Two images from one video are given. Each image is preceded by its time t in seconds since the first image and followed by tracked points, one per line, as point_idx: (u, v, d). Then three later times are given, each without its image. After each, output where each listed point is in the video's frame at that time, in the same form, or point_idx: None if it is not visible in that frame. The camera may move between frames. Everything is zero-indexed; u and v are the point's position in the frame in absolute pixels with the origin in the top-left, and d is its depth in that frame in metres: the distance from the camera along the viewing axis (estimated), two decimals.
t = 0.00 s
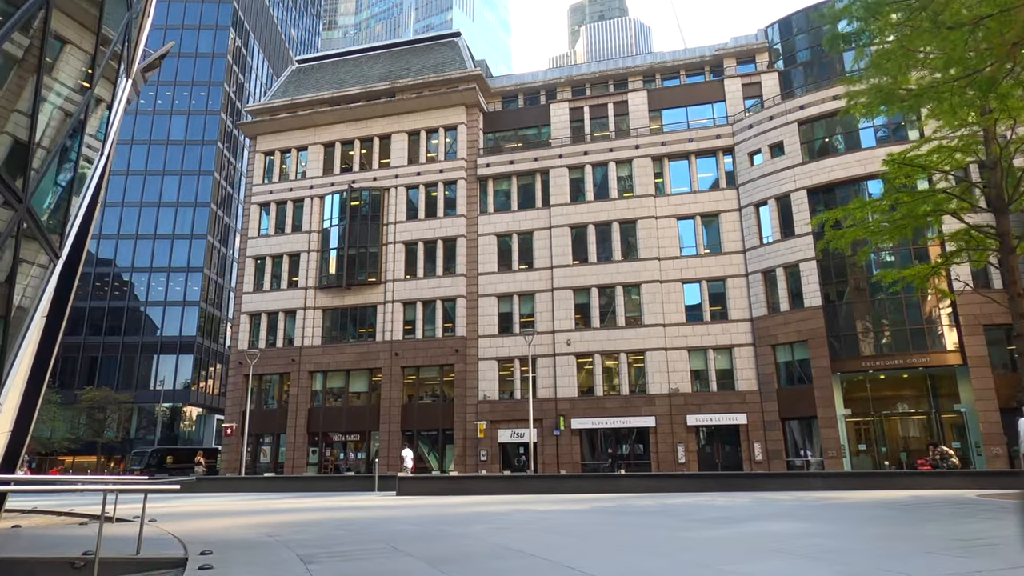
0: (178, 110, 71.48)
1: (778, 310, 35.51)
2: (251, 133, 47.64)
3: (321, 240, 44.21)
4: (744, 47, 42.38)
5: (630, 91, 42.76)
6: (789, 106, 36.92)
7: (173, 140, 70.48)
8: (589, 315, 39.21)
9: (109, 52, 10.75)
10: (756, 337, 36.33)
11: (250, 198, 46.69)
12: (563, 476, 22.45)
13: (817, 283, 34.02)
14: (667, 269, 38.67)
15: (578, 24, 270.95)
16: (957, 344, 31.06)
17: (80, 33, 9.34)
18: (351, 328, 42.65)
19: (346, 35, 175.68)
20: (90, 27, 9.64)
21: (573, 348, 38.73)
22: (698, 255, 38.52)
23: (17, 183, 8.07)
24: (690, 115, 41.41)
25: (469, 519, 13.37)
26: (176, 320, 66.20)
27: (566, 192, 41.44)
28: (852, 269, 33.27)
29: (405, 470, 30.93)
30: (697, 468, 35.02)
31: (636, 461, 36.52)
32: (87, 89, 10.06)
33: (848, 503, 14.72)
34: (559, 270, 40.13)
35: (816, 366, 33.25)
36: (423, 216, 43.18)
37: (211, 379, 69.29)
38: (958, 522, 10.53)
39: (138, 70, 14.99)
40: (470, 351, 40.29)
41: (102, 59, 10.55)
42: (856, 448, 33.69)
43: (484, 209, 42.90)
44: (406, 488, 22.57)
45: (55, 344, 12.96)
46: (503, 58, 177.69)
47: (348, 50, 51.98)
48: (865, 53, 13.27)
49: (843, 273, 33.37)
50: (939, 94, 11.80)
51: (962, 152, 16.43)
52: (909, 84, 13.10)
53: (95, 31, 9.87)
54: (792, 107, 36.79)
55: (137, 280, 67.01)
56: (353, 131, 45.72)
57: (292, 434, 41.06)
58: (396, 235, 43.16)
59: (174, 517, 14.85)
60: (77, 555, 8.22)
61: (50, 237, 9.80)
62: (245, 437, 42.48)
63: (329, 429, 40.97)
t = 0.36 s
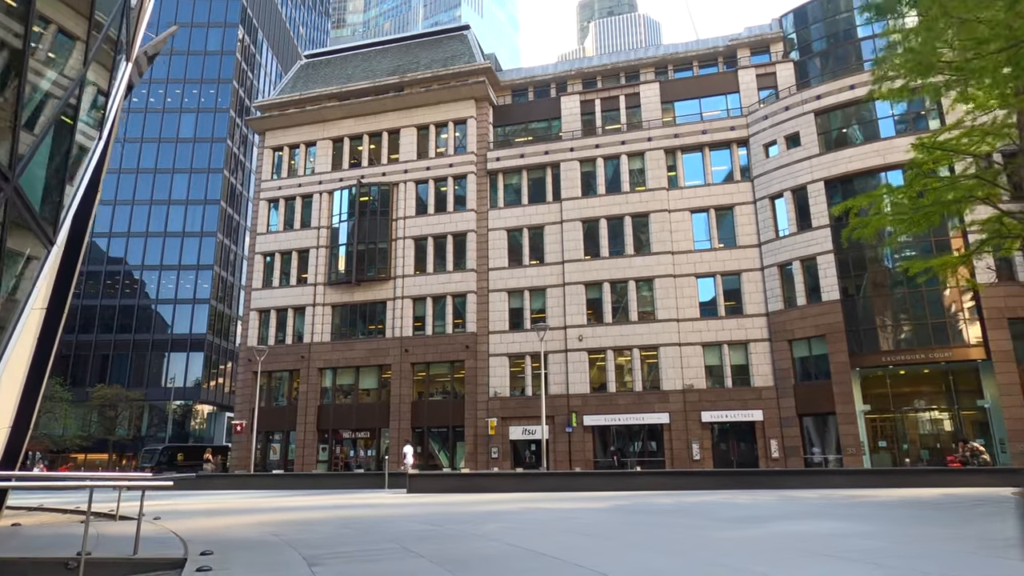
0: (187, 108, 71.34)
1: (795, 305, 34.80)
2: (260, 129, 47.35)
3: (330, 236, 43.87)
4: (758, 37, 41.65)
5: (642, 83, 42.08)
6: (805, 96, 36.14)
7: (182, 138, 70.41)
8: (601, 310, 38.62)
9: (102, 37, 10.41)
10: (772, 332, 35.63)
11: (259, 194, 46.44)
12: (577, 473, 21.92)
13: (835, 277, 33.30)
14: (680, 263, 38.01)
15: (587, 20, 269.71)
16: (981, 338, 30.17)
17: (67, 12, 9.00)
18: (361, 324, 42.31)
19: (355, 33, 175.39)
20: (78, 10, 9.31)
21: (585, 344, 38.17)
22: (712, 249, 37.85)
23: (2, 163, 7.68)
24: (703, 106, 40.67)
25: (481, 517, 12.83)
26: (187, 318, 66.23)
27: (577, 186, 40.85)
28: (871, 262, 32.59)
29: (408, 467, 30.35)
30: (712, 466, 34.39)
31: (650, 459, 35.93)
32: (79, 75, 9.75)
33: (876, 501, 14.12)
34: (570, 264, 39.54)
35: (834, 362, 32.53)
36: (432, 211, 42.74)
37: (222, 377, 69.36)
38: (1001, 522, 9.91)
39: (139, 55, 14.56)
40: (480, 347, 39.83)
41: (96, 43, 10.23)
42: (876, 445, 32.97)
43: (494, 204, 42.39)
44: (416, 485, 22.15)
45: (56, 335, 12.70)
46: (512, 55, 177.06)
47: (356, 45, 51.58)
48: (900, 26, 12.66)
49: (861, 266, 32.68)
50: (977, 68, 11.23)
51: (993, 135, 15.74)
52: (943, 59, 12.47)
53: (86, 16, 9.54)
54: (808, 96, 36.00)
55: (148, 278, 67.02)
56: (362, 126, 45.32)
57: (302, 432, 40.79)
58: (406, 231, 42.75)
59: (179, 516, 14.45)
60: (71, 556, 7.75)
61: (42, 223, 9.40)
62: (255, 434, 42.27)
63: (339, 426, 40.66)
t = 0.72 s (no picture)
0: (196, 106, 71.21)
1: (812, 299, 34.09)
2: (268, 124, 47.05)
3: (338, 232, 43.49)
4: (772, 28, 40.96)
5: (654, 75, 41.40)
6: (821, 86, 35.39)
7: (191, 136, 70.30)
8: (613, 306, 38.04)
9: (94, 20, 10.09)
10: (788, 327, 34.93)
11: (267, 189, 46.16)
12: (591, 471, 21.37)
13: (854, 271, 32.59)
14: (694, 258, 37.37)
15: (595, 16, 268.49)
16: (1004, 333, 29.49)
17: None
18: (370, 321, 41.94)
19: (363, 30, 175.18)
20: None
21: (597, 340, 37.63)
22: (726, 243, 37.17)
23: None
24: (716, 98, 39.96)
25: (495, 517, 12.34)
26: (197, 316, 66.21)
27: (588, 180, 40.28)
28: (890, 254, 31.87)
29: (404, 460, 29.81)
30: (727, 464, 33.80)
31: (663, 457, 35.36)
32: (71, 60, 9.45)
33: (905, 501, 13.54)
34: (582, 259, 38.98)
35: (852, 358, 31.82)
36: (442, 206, 42.29)
37: (232, 375, 69.28)
38: None
39: (140, 38, 14.06)
40: (491, 343, 39.38)
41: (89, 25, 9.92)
42: (895, 443, 32.24)
43: (504, 198, 41.90)
44: (426, 483, 21.72)
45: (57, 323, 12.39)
46: (520, 51, 176.39)
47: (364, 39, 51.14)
48: None
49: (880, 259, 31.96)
50: None
51: None
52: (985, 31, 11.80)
53: None
54: (824, 87, 35.25)
55: (157, 276, 66.96)
56: (370, 121, 44.93)
57: (311, 429, 40.48)
58: (415, 226, 42.32)
59: (185, 515, 14.04)
60: (61, 559, 7.26)
61: (33, 207, 9.00)
62: (264, 432, 42.03)
63: (348, 424, 40.32)
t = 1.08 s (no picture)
0: (204, 104, 71.06)
1: (829, 294, 33.37)
2: (276, 121, 46.74)
3: (347, 228, 43.09)
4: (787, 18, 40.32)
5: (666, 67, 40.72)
6: (839, 76, 34.59)
7: (200, 134, 70.13)
8: (626, 301, 37.45)
9: None
10: (805, 323, 34.22)
11: (275, 186, 45.88)
12: (606, 469, 20.86)
13: (873, 265, 31.84)
14: (708, 252, 36.72)
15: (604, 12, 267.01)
16: None
17: None
18: (379, 318, 41.54)
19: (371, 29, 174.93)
20: None
21: (609, 336, 37.06)
22: (741, 237, 36.47)
23: None
24: (730, 90, 39.25)
25: (511, 518, 11.82)
26: (206, 313, 66.11)
27: (600, 174, 39.69)
28: (910, 248, 31.11)
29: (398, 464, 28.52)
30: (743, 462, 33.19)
31: (677, 454, 34.77)
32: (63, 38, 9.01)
33: (939, 501, 12.91)
34: (593, 254, 38.40)
35: (871, 353, 31.09)
36: (451, 201, 41.81)
37: (242, 373, 69.20)
38: None
39: (138, 23, 13.56)
40: (501, 340, 38.93)
41: None
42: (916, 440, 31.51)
43: (514, 193, 41.39)
44: (438, 482, 21.28)
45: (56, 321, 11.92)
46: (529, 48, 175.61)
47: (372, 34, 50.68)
48: None
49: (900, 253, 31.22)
50: None
51: None
52: None
53: None
54: (841, 77, 34.46)
55: (167, 274, 66.89)
56: (379, 116, 44.51)
57: (320, 427, 40.16)
58: (424, 222, 41.90)
59: (191, 515, 13.63)
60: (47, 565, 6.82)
61: (27, 195, 8.63)
62: (274, 429, 41.77)
63: (358, 421, 39.95)
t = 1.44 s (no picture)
0: (213, 101, 70.92)
1: (848, 289, 32.66)
2: (284, 116, 46.39)
3: (356, 224, 42.73)
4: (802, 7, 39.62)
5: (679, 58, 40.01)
6: (856, 65, 33.80)
7: (209, 131, 69.98)
8: (639, 297, 36.83)
9: None
10: (822, 318, 33.51)
11: (284, 181, 45.57)
12: (621, 467, 20.31)
13: (893, 258, 31.09)
14: (723, 247, 36.04)
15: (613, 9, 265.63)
16: None
17: None
18: (389, 314, 41.19)
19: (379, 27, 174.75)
20: None
21: (622, 332, 36.46)
22: (757, 231, 35.77)
23: None
24: (745, 81, 38.51)
25: (527, 518, 11.29)
26: (216, 311, 66.01)
27: (612, 167, 39.08)
28: (931, 241, 30.35)
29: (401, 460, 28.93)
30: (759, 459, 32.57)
31: (692, 452, 34.16)
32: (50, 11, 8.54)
33: (975, 500, 12.32)
34: (606, 249, 37.81)
35: (892, 349, 30.36)
36: (461, 196, 41.34)
37: (252, 371, 69.12)
38: None
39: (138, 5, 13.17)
40: (512, 336, 38.43)
41: None
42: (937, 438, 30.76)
43: (525, 187, 40.87)
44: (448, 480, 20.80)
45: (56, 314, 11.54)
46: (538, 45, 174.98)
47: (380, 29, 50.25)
48: None
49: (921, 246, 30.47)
50: None
51: None
52: None
53: None
54: (859, 66, 33.68)
55: (177, 272, 66.83)
56: (387, 111, 44.10)
57: (330, 425, 39.83)
58: (433, 217, 41.47)
59: (195, 514, 13.20)
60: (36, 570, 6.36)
61: (18, 178, 8.21)
62: (284, 427, 41.49)
63: (368, 419, 39.59)
